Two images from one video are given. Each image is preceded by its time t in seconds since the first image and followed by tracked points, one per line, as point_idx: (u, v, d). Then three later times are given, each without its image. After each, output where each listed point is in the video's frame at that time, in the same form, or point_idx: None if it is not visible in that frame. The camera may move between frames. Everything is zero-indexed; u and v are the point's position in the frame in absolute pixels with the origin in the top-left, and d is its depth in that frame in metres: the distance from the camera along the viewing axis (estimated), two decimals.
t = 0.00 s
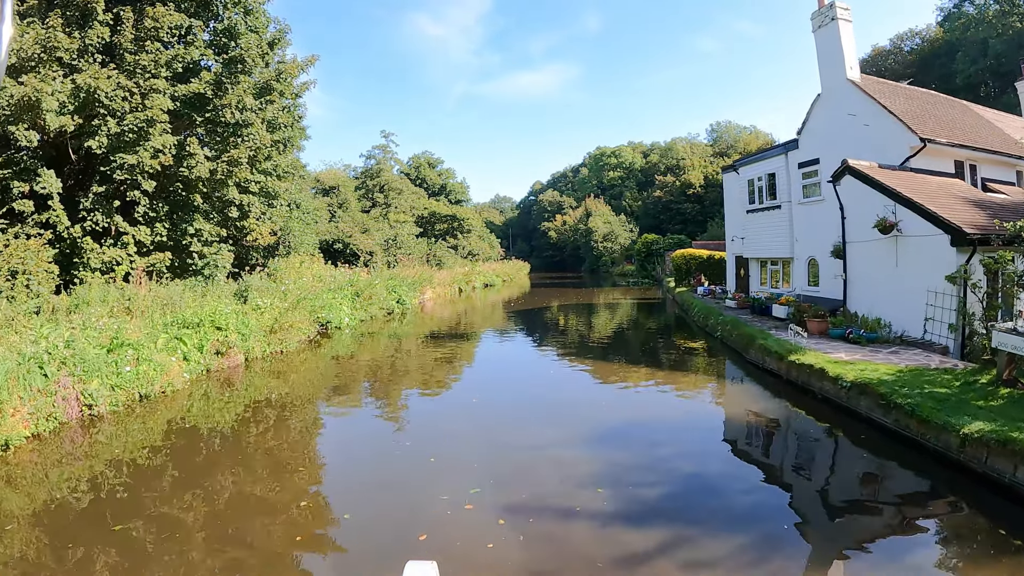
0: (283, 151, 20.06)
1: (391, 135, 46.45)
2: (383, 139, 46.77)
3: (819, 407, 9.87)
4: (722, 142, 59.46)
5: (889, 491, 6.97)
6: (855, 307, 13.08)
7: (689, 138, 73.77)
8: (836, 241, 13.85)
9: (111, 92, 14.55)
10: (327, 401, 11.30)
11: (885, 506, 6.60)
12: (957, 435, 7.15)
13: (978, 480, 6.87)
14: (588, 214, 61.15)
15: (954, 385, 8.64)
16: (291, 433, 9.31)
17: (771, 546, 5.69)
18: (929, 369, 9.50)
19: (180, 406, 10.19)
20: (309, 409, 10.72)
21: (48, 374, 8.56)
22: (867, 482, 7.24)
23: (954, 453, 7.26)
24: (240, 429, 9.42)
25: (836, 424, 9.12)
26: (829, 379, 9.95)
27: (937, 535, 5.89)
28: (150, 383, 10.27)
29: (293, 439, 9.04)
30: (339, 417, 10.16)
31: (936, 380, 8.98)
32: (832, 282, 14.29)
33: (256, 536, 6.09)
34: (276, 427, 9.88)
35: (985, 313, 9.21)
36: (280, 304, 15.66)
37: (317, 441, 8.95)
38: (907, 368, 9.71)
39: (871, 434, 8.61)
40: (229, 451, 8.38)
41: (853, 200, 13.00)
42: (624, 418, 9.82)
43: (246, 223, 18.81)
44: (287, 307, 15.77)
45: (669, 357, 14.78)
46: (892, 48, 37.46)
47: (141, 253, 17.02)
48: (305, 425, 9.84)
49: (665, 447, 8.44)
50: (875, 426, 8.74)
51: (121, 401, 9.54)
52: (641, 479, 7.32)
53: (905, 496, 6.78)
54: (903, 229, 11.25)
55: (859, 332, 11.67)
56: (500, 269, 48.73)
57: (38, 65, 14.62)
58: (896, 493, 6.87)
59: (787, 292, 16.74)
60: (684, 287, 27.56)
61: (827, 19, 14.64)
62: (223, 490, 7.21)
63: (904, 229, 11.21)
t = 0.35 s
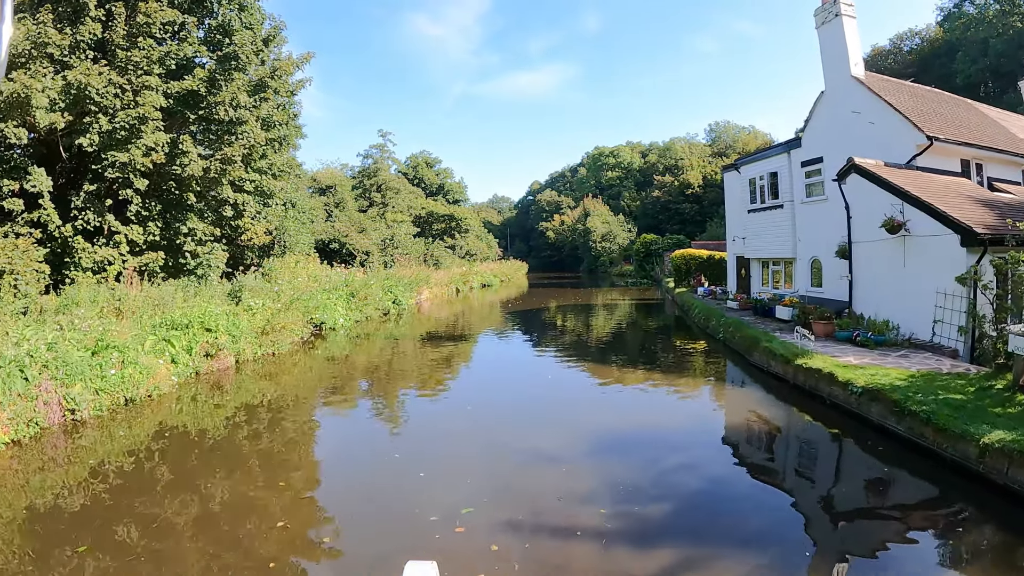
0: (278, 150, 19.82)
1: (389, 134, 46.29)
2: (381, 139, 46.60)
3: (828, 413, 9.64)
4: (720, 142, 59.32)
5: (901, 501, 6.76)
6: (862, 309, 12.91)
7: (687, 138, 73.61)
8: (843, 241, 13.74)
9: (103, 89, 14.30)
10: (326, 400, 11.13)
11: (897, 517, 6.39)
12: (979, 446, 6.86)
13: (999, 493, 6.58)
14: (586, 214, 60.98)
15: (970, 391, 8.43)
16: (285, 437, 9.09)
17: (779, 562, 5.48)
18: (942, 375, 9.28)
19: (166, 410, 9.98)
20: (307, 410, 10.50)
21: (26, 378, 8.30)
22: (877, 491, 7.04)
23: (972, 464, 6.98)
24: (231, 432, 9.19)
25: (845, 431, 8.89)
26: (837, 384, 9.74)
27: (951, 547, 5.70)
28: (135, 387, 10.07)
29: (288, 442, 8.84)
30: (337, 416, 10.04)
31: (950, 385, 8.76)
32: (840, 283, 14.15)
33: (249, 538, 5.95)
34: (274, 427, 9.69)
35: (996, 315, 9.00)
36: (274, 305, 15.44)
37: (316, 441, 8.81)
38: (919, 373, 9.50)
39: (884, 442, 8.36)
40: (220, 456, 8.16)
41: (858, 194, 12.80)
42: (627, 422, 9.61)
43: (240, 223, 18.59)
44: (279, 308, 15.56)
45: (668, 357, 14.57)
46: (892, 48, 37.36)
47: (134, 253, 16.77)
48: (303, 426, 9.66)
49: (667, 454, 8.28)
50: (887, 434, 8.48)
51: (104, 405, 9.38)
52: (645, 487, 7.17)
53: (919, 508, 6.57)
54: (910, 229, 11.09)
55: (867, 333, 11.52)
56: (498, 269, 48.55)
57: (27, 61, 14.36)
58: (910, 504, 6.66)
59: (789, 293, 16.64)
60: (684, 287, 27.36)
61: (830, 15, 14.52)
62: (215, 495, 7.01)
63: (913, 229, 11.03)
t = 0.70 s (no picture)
0: (274, 149, 19.62)
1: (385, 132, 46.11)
2: (378, 138, 46.38)
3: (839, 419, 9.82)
4: (719, 142, 59.17)
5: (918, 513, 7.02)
6: (868, 310, 12.78)
7: (686, 137, 73.44)
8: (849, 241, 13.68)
9: (93, 85, 14.04)
10: (328, 418, 11.39)
11: (916, 532, 6.65)
12: (1000, 456, 7.02)
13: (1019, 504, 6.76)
14: (584, 214, 60.83)
15: (985, 400, 8.41)
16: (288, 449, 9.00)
17: None
18: (959, 382, 9.19)
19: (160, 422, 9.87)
20: (306, 428, 10.63)
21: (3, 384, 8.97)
22: (894, 503, 7.30)
23: (994, 476, 7.13)
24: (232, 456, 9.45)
25: (857, 437, 9.13)
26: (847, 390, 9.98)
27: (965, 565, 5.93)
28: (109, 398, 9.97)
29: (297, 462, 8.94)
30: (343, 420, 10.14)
31: (966, 394, 8.71)
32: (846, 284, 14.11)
33: None
34: (274, 448, 9.84)
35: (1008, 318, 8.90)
36: (269, 307, 15.25)
37: (326, 469, 9.10)
38: (934, 380, 9.44)
39: (904, 453, 8.50)
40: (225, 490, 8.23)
41: (865, 192, 12.68)
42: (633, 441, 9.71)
43: (235, 222, 18.41)
44: (272, 309, 15.33)
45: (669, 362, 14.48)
46: (892, 48, 37.23)
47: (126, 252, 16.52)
48: (304, 450, 9.84)
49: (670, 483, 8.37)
50: (905, 443, 8.64)
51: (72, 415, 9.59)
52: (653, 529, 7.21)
53: (939, 520, 6.80)
54: (920, 227, 10.90)
55: (876, 336, 11.46)
56: (495, 269, 48.42)
57: (17, 56, 14.10)
58: (927, 517, 6.90)
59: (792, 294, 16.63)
60: (683, 287, 27.24)
61: (835, 11, 14.37)
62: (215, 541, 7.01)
63: (922, 228, 10.87)
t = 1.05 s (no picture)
0: (269, 148, 19.42)
1: (383, 132, 45.92)
2: (375, 137, 46.15)
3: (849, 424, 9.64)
4: (717, 142, 59.04)
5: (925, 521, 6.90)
6: (876, 312, 12.54)
7: (685, 137, 73.30)
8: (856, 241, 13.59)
9: (85, 81, 13.78)
10: (328, 418, 11.44)
11: (922, 540, 6.55)
12: None
13: None
14: (582, 214, 60.65)
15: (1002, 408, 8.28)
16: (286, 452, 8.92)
17: None
18: (974, 387, 9.03)
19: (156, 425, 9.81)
20: (306, 428, 10.79)
21: None
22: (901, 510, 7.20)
23: (1016, 488, 6.89)
24: (233, 457, 9.63)
25: (856, 437, 9.28)
26: (847, 392, 10.10)
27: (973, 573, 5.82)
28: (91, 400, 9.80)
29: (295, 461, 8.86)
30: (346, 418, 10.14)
31: (982, 400, 8.56)
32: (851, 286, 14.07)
33: None
34: (274, 448, 10.03)
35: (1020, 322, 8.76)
36: (261, 309, 14.96)
37: (326, 468, 9.19)
38: (948, 385, 9.29)
39: (919, 462, 8.29)
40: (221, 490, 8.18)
41: (872, 191, 12.57)
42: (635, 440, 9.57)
43: (230, 222, 18.21)
44: (264, 310, 15.06)
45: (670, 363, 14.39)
46: (892, 48, 37.09)
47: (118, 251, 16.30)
48: (304, 450, 10.00)
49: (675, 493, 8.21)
50: (920, 452, 8.42)
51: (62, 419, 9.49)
52: (658, 539, 7.04)
53: (947, 531, 6.66)
54: (929, 227, 10.72)
55: (885, 339, 11.21)
56: (493, 269, 48.19)
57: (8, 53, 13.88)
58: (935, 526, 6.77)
59: (796, 295, 16.45)
60: (683, 287, 27.10)
61: (839, 7, 14.19)
62: (209, 548, 6.90)
63: (931, 228, 10.68)
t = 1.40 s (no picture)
0: (265, 145, 19.17)
1: (380, 129, 45.78)
2: (373, 136, 45.92)
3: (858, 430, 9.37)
4: (716, 142, 58.89)
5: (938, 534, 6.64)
6: (883, 315, 12.42)
7: (684, 137, 73.14)
8: (861, 240, 13.44)
9: (75, 77, 13.48)
10: (327, 418, 11.22)
11: (933, 549, 6.36)
12: None
13: None
14: (581, 214, 60.45)
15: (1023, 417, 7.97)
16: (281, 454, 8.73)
17: None
18: (993, 395, 8.71)
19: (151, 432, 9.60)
20: (305, 428, 10.61)
21: None
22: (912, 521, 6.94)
23: None
24: (233, 456, 9.47)
25: (856, 437, 9.27)
26: (846, 393, 10.05)
27: None
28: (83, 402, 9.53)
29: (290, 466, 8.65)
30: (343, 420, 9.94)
31: (1003, 409, 8.25)
32: (856, 288, 13.96)
33: None
34: (274, 448, 9.88)
35: None
36: (253, 310, 14.66)
37: (326, 468, 9.06)
38: (965, 392, 8.96)
39: (936, 475, 7.96)
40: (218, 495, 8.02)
41: (880, 189, 12.39)
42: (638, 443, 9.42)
43: (225, 220, 17.98)
44: (256, 310, 14.81)
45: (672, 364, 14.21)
46: (892, 47, 36.96)
47: (110, 251, 16.04)
48: (304, 450, 9.83)
49: (683, 500, 7.93)
50: (938, 464, 8.08)
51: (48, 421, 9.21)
52: (667, 549, 6.76)
53: (960, 546, 6.38)
54: (941, 227, 10.55)
55: (896, 343, 10.89)
56: (491, 269, 47.96)
57: None
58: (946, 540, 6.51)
59: (799, 296, 16.31)
60: (683, 287, 26.92)
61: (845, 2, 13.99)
62: (199, 554, 6.66)
63: (943, 228, 10.50)
